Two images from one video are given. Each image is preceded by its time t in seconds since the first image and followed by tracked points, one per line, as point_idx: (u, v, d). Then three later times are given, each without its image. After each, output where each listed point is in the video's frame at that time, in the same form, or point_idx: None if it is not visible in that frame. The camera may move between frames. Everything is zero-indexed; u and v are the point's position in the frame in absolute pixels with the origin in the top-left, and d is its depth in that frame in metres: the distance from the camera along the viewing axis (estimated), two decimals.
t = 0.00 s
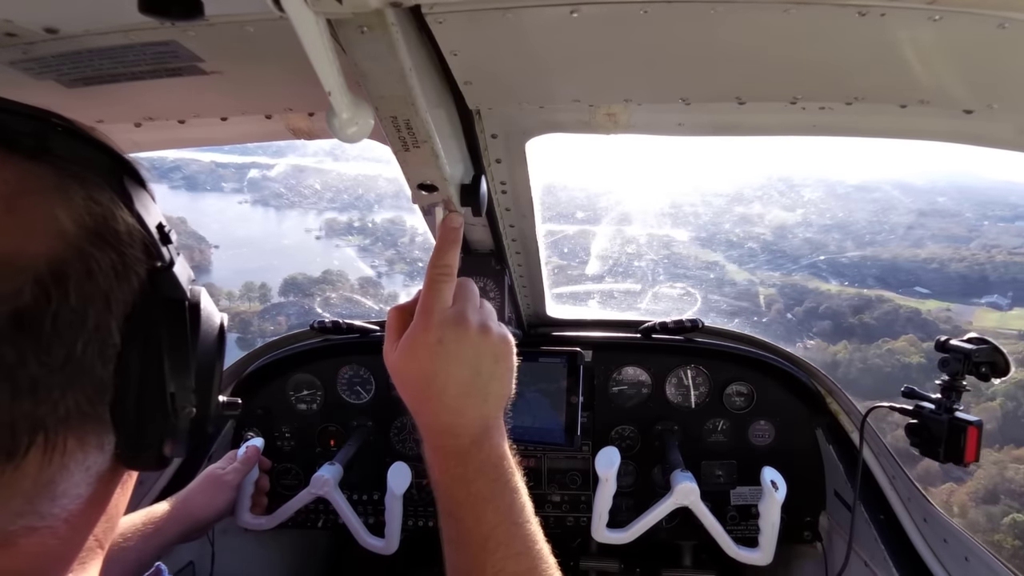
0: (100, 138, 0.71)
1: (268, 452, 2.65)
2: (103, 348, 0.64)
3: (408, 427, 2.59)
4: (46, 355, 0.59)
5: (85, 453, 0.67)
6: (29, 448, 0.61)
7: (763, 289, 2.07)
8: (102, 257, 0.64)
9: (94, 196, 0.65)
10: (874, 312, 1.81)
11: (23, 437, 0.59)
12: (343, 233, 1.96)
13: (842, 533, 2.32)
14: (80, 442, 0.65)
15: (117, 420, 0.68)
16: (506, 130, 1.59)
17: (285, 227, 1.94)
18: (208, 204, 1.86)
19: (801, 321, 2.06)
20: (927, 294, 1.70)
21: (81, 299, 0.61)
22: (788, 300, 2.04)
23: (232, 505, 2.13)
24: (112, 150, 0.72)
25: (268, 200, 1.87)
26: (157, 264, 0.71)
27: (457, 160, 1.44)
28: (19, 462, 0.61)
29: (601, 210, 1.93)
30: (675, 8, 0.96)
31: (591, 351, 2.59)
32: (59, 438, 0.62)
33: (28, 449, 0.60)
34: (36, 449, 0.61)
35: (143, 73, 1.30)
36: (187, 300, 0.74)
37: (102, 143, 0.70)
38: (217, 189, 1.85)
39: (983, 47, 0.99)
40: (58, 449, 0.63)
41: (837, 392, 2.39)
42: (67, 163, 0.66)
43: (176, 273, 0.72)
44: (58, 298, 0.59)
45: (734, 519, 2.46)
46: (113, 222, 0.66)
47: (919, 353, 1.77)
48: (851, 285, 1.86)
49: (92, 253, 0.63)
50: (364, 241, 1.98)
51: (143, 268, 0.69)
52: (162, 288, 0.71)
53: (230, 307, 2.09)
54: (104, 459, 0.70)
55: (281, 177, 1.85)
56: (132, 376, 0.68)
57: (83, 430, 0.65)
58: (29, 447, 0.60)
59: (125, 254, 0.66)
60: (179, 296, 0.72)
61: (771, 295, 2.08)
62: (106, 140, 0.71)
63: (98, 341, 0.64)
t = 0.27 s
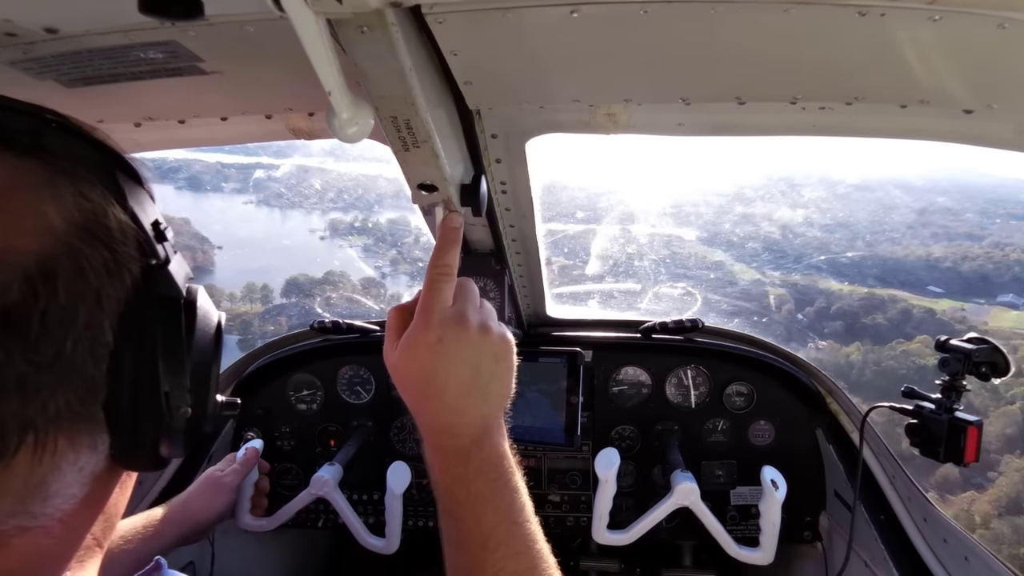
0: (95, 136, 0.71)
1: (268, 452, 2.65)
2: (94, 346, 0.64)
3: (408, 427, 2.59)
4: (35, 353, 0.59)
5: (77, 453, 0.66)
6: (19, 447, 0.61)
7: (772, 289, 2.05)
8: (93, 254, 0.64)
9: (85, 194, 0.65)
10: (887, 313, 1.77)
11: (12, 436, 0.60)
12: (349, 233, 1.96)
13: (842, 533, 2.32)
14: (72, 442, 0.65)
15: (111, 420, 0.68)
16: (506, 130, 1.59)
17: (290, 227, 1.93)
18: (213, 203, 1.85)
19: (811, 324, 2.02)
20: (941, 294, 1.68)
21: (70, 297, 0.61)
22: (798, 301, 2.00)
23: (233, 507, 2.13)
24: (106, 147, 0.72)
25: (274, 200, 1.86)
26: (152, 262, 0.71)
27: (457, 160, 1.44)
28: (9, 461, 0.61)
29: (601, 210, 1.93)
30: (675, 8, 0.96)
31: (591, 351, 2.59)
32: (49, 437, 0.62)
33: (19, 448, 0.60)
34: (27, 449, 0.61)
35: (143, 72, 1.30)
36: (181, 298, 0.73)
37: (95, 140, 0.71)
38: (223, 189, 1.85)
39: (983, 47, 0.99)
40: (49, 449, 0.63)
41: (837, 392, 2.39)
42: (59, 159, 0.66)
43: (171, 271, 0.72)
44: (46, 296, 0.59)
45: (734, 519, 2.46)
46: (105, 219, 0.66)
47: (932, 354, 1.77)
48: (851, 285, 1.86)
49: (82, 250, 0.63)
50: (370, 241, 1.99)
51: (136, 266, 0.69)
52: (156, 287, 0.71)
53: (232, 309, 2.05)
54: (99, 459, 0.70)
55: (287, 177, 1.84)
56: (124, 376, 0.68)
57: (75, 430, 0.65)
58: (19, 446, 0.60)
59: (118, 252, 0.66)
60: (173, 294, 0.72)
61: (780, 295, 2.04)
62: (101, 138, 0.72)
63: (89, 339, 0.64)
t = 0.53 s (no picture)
0: (98, 138, 0.71)
1: (268, 452, 2.65)
2: (95, 347, 0.64)
3: (408, 427, 2.59)
4: (37, 352, 0.59)
5: (77, 454, 0.66)
6: (19, 447, 0.61)
7: (781, 290, 2.03)
8: (95, 255, 0.64)
9: (88, 195, 0.65)
10: (902, 314, 1.75)
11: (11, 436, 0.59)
12: (354, 233, 1.96)
13: (842, 533, 2.32)
14: (72, 443, 0.65)
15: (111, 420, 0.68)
16: (506, 130, 1.59)
17: (297, 228, 1.96)
18: (219, 204, 1.86)
19: (823, 325, 2.01)
20: (955, 294, 1.66)
21: (72, 297, 0.61)
22: (810, 303, 1.99)
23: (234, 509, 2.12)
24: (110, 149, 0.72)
25: (279, 200, 1.90)
26: (154, 264, 0.71)
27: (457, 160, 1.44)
28: (9, 460, 0.61)
29: (601, 210, 1.93)
30: (675, 8, 0.96)
31: (591, 351, 2.59)
32: (49, 438, 0.62)
33: (17, 448, 0.60)
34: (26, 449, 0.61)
35: (143, 73, 1.30)
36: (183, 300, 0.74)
37: (99, 142, 0.71)
38: (228, 191, 1.87)
39: (984, 47, 0.99)
40: (48, 449, 0.63)
41: (837, 392, 2.39)
42: (61, 160, 0.66)
43: (173, 273, 0.73)
44: (48, 296, 0.59)
45: (734, 519, 2.46)
46: (108, 221, 0.66)
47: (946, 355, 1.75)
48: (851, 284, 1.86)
49: (84, 251, 0.63)
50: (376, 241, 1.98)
51: (138, 268, 0.69)
52: (158, 289, 0.71)
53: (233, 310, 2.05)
54: (99, 461, 0.70)
55: (292, 178, 1.85)
56: (125, 378, 0.68)
57: (74, 431, 0.65)
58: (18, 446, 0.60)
59: (119, 254, 0.66)
60: (174, 296, 0.72)
61: (791, 296, 2.03)
62: (104, 140, 0.72)
63: (90, 340, 0.64)
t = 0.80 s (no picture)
0: (108, 140, 0.72)
1: (268, 452, 2.65)
2: (96, 344, 0.64)
3: (408, 427, 2.59)
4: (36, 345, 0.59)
5: (74, 453, 0.66)
6: (14, 442, 0.61)
7: (796, 293, 1.98)
8: (99, 252, 0.64)
9: (95, 194, 0.66)
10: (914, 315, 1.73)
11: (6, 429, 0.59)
12: (359, 236, 1.97)
13: (842, 533, 2.32)
14: (68, 441, 0.65)
15: (109, 420, 0.68)
16: (506, 130, 1.59)
17: (301, 232, 1.95)
18: (226, 207, 1.87)
19: (835, 328, 1.93)
20: (970, 294, 1.63)
21: (74, 291, 0.61)
22: (823, 304, 1.92)
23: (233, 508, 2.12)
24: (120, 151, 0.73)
25: (283, 202, 1.89)
26: (159, 264, 0.72)
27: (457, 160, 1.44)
28: (3, 454, 0.60)
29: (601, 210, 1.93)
30: (675, 8, 0.96)
31: (591, 351, 2.58)
32: (44, 433, 0.62)
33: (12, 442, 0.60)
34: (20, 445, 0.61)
35: (143, 72, 1.30)
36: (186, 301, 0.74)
37: (108, 144, 0.72)
38: (234, 195, 1.88)
39: (984, 47, 0.99)
40: (45, 446, 0.63)
41: (837, 392, 2.38)
42: (71, 158, 0.67)
43: (177, 274, 0.73)
44: (49, 288, 0.59)
45: (734, 519, 2.46)
46: (113, 219, 0.66)
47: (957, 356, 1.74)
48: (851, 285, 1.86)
49: (89, 247, 0.63)
50: (381, 244, 2.00)
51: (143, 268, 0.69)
52: (161, 290, 0.71)
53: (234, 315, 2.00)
54: (96, 461, 0.69)
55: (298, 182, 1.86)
56: (125, 377, 0.68)
57: (71, 428, 0.65)
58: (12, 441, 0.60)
59: (124, 251, 0.67)
60: (176, 298, 0.73)
61: (802, 297, 1.96)
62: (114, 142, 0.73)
63: (90, 336, 0.63)
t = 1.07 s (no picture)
0: (94, 133, 0.71)
1: (268, 452, 2.65)
2: (37, 336, 0.60)
3: (408, 427, 2.59)
4: None
5: (9, 457, 0.60)
6: None
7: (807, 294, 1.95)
8: (46, 241, 0.61)
9: (56, 183, 0.63)
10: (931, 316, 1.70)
11: None
12: (364, 238, 1.97)
13: (842, 533, 2.32)
14: None
15: (52, 421, 0.61)
16: (506, 130, 1.59)
17: (306, 234, 1.93)
18: (234, 211, 1.83)
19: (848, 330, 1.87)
20: (984, 294, 1.60)
21: (7, 277, 0.58)
22: (833, 305, 1.90)
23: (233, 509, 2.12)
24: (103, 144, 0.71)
25: (288, 205, 1.86)
26: (124, 259, 0.68)
27: (457, 160, 1.44)
28: None
29: (601, 210, 1.93)
30: (675, 8, 0.96)
31: (591, 351, 2.58)
32: None
33: None
34: None
35: (143, 72, 1.30)
36: (150, 300, 0.69)
37: (92, 134, 0.70)
38: (240, 198, 1.84)
39: (984, 47, 0.99)
40: None
41: (837, 392, 2.38)
42: (41, 146, 0.65)
43: (144, 271, 0.69)
44: None
45: (734, 519, 2.46)
46: (69, 209, 0.63)
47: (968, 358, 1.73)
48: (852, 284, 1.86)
49: (33, 234, 0.60)
50: (385, 246, 2.01)
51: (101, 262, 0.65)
52: (125, 287, 0.66)
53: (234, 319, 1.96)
54: (40, 471, 0.62)
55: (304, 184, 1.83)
56: (71, 374, 0.62)
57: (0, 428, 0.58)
58: None
59: (77, 243, 0.63)
60: (141, 295, 0.68)
61: (815, 298, 1.94)
62: (99, 135, 0.71)
63: (34, 329, 0.60)
